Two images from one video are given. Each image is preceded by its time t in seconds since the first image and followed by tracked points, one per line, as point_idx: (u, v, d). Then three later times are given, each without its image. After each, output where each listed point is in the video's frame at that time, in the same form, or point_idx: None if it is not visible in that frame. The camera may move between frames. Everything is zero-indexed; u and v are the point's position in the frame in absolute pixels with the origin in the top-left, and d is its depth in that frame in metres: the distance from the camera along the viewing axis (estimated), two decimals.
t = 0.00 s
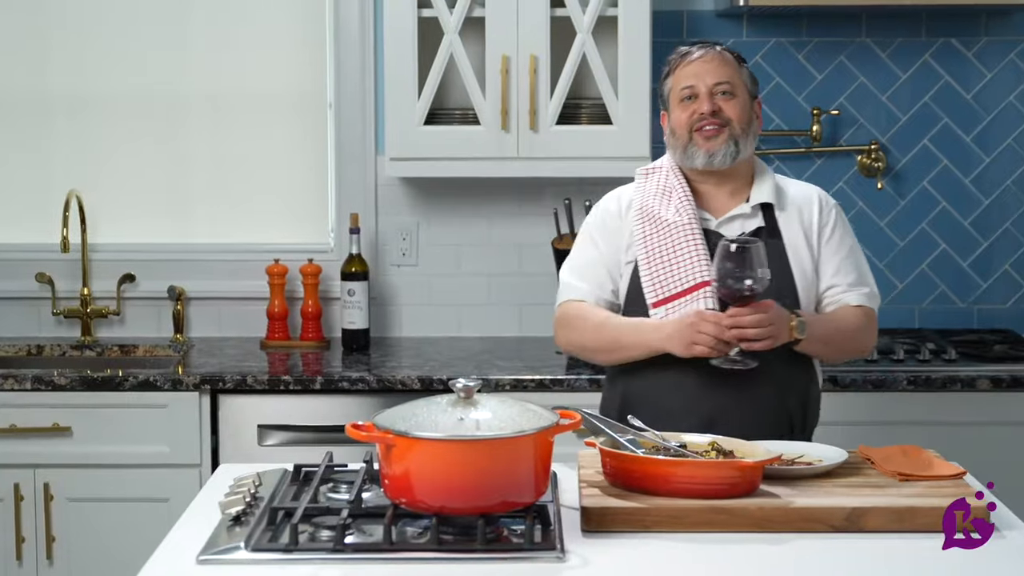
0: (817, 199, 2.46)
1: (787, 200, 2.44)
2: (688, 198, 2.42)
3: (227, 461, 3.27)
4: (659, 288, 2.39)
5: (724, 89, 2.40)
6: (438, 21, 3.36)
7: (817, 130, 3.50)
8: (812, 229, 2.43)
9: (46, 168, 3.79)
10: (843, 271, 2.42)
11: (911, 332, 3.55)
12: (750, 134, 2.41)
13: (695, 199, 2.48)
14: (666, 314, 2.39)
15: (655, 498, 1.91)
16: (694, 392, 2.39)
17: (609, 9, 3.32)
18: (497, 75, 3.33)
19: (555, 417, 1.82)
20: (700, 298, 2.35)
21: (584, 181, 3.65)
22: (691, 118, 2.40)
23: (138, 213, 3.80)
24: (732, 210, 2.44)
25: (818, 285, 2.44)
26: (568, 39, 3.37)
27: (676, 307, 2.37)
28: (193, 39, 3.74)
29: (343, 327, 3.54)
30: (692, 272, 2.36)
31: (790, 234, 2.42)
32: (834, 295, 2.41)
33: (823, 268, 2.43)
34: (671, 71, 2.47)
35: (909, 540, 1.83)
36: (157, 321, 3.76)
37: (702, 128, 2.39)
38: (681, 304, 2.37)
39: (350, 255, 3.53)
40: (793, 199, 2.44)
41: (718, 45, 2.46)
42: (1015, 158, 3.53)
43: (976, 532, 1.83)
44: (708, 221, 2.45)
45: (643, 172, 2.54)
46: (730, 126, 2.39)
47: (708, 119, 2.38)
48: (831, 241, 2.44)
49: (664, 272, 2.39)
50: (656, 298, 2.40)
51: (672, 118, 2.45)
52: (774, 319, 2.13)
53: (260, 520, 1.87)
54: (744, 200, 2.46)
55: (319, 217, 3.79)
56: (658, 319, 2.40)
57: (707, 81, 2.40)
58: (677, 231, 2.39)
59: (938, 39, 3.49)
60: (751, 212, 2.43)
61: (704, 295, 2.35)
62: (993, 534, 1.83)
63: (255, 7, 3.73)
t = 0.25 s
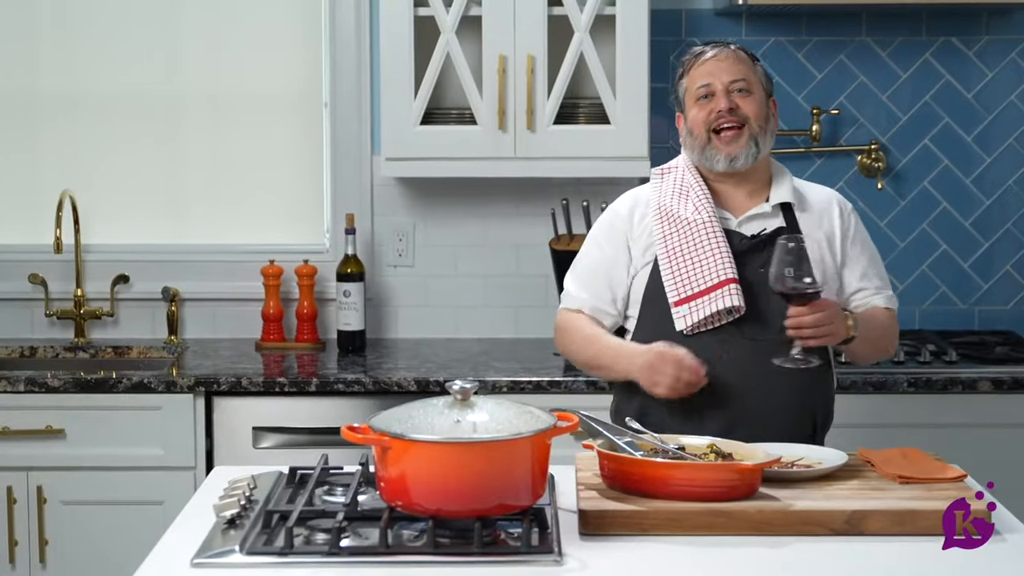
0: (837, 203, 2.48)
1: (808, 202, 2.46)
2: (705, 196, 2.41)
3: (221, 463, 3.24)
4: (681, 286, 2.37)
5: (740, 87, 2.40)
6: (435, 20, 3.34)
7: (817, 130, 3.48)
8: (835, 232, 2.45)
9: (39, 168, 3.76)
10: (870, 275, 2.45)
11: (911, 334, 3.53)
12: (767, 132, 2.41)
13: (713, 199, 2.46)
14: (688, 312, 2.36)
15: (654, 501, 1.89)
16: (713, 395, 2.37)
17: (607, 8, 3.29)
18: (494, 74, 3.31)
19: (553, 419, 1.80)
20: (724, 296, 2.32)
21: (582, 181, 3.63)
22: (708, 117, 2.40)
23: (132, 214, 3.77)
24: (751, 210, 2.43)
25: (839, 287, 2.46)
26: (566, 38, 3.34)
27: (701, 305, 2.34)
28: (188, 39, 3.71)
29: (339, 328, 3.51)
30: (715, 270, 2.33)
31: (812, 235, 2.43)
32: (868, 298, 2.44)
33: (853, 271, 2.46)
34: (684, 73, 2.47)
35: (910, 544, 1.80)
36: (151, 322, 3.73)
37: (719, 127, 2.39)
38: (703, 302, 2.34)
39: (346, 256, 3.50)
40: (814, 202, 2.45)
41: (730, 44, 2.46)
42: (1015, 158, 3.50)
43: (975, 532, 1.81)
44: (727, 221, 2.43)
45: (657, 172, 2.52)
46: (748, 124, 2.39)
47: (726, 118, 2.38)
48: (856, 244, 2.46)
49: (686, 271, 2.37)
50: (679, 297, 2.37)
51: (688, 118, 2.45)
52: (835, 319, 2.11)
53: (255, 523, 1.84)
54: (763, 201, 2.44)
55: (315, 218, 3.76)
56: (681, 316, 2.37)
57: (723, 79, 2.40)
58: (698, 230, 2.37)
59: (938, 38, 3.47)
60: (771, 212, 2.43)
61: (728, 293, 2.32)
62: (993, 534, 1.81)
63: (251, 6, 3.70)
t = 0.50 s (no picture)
0: (840, 205, 2.47)
1: (814, 205, 2.44)
2: (711, 198, 2.38)
3: (216, 466, 3.21)
4: (683, 288, 2.34)
5: (749, 88, 2.39)
6: (431, 19, 3.31)
7: (816, 130, 3.45)
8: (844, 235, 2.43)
9: (32, 169, 3.73)
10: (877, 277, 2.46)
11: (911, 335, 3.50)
12: (775, 133, 2.41)
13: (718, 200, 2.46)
14: (690, 314, 2.32)
15: (653, 504, 1.86)
16: (714, 399, 2.34)
17: (605, 7, 3.27)
18: (491, 74, 3.28)
19: (551, 421, 1.76)
20: (724, 297, 2.27)
21: (579, 181, 3.60)
22: (716, 118, 2.39)
23: (126, 215, 3.74)
24: (758, 212, 2.41)
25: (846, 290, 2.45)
26: (563, 37, 3.32)
27: (703, 307, 2.30)
28: (183, 38, 3.68)
29: (334, 329, 3.49)
30: (718, 271, 2.29)
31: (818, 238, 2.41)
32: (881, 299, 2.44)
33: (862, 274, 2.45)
34: (694, 72, 2.46)
35: (910, 547, 1.78)
36: (145, 323, 3.70)
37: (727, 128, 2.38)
38: (706, 304, 2.30)
39: (341, 257, 3.47)
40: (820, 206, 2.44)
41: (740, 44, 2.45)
42: (1016, 158, 3.48)
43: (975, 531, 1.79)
44: (732, 222, 2.41)
45: (663, 173, 2.50)
46: (756, 126, 2.38)
47: (734, 119, 2.38)
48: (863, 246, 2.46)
49: (689, 272, 2.33)
50: (681, 298, 2.34)
51: (696, 118, 2.44)
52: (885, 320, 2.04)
53: (249, 526, 1.81)
54: (769, 203, 2.43)
55: (310, 218, 3.73)
56: (683, 318, 2.34)
57: (732, 80, 2.39)
58: (701, 231, 2.34)
59: (938, 37, 3.45)
60: (778, 214, 2.41)
61: (729, 295, 2.27)
62: (993, 534, 1.79)
63: (246, 6, 3.67)
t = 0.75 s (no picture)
0: (834, 202, 2.45)
1: (811, 205, 2.42)
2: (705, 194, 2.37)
3: (210, 469, 3.18)
4: (683, 289, 2.31)
5: (740, 86, 2.40)
6: (427, 17, 3.28)
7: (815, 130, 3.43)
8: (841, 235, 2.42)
9: (25, 169, 3.70)
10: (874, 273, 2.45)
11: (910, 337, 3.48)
12: (766, 131, 2.41)
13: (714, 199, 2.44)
14: (691, 315, 2.30)
15: (651, 507, 1.83)
16: (715, 401, 2.31)
17: (602, 6, 3.24)
18: (487, 73, 3.25)
19: (548, 423, 1.74)
20: (725, 297, 2.26)
21: (576, 181, 3.57)
22: (707, 115, 2.39)
23: (120, 216, 3.72)
24: (755, 211, 2.40)
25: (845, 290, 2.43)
26: (560, 36, 3.29)
27: (704, 308, 2.28)
28: (178, 38, 3.66)
29: (329, 331, 3.46)
30: (717, 271, 2.28)
31: (818, 239, 2.39)
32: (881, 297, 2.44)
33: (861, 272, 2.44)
34: (684, 74, 2.47)
35: (910, 550, 1.75)
36: (139, 325, 3.67)
37: (719, 125, 2.38)
38: (706, 304, 2.28)
39: (336, 258, 3.45)
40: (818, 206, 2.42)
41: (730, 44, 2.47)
42: (1017, 158, 3.46)
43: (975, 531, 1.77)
44: (731, 222, 2.39)
45: (654, 176, 2.48)
46: (748, 122, 2.38)
47: (726, 116, 2.38)
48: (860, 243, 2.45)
49: (689, 272, 2.31)
50: (681, 299, 2.32)
51: (687, 118, 2.44)
52: (905, 303, 2.06)
53: (243, 530, 1.79)
54: (765, 202, 2.42)
55: (305, 219, 3.70)
56: (684, 320, 2.31)
57: (722, 77, 2.40)
58: (699, 230, 2.32)
59: (938, 36, 3.42)
60: (775, 214, 2.39)
61: (730, 294, 2.25)
62: (993, 534, 1.77)
63: (241, 5, 3.65)
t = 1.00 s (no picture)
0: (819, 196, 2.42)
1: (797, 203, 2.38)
2: (693, 195, 2.33)
3: (204, 472, 3.15)
4: (675, 291, 2.26)
5: (722, 83, 2.38)
6: (422, 17, 3.26)
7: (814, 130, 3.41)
8: (830, 231, 2.38)
9: (17, 169, 3.68)
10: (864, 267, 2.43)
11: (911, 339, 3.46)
12: (752, 127, 2.38)
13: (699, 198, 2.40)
14: (686, 318, 2.25)
15: (648, 510, 1.81)
16: (710, 405, 2.27)
17: (599, 5, 3.22)
18: (483, 73, 3.23)
19: (544, 426, 1.71)
20: (721, 298, 2.21)
21: (572, 182, 3.55)
22: (691, 113, 2.37)
23: (113, 216, 3.69)
24: (742, 210, 2.36)
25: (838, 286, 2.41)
26: (557, 36, 3.27)
27: (698, 309, 2.23)
28: (172, 37, 3.63)
29: (324, 333, 3.43)
30: (710, 272, 2.23)
31: (807, 239, 2.35)
32: (873, 291, 2.42)
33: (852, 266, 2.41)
34: (665, 73, 2.45)
35: (910, 554, 1.72)
36: (132, 326, 3.64)
37: (703, 122, 2.35)
38: (700, 306, 2.23)
39: (331, 259, 3.42)
40: (804, 203, 2.38)
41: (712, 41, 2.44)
42: (1017, 158, 3.44)
43: (976, 531, 1.75)
44: (719, 222, 2.35)
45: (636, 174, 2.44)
46: (731, 118, 2.35)
47: (709, 113, 2.35)
48: (848, 237, 2.42)
49: (680, 273, 2.26)
50: (674, 302, 2.26)
51: (670, 116, 2.41)
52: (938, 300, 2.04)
53: (238, 533, 1.76)
54: (751, 200, 2.38)
55: (300, 220, 3.67)
56: (678, 322, 2.26)
57: (704, 75, 2.38)
58: (689, 230, 2.27)
59: (938, 35, 3.40)
60: (763, 213, 2.35)
61: (725, 295, 2.21)
62: (993, 534, 1.76)
63: (235, 5, 3.62)
